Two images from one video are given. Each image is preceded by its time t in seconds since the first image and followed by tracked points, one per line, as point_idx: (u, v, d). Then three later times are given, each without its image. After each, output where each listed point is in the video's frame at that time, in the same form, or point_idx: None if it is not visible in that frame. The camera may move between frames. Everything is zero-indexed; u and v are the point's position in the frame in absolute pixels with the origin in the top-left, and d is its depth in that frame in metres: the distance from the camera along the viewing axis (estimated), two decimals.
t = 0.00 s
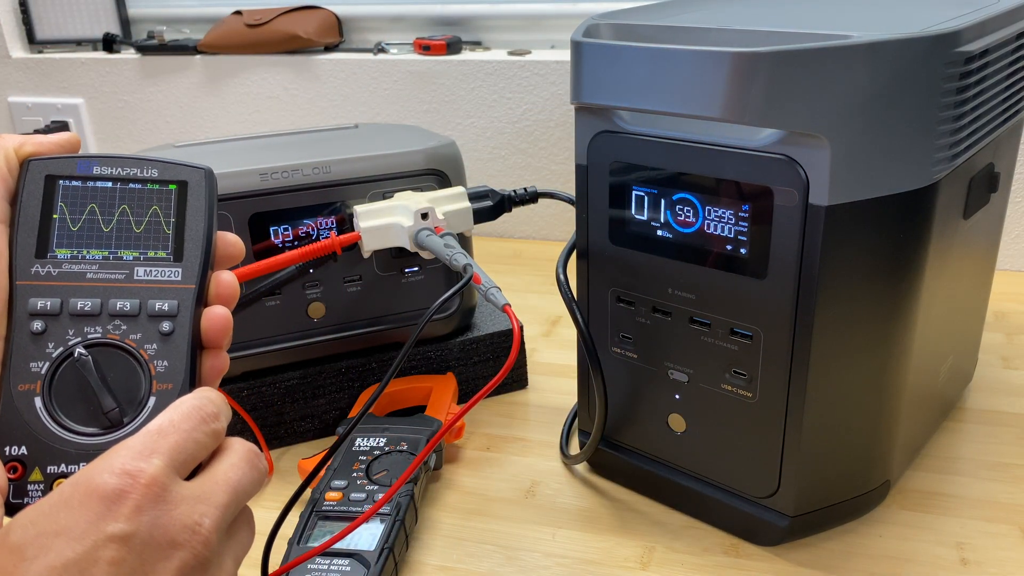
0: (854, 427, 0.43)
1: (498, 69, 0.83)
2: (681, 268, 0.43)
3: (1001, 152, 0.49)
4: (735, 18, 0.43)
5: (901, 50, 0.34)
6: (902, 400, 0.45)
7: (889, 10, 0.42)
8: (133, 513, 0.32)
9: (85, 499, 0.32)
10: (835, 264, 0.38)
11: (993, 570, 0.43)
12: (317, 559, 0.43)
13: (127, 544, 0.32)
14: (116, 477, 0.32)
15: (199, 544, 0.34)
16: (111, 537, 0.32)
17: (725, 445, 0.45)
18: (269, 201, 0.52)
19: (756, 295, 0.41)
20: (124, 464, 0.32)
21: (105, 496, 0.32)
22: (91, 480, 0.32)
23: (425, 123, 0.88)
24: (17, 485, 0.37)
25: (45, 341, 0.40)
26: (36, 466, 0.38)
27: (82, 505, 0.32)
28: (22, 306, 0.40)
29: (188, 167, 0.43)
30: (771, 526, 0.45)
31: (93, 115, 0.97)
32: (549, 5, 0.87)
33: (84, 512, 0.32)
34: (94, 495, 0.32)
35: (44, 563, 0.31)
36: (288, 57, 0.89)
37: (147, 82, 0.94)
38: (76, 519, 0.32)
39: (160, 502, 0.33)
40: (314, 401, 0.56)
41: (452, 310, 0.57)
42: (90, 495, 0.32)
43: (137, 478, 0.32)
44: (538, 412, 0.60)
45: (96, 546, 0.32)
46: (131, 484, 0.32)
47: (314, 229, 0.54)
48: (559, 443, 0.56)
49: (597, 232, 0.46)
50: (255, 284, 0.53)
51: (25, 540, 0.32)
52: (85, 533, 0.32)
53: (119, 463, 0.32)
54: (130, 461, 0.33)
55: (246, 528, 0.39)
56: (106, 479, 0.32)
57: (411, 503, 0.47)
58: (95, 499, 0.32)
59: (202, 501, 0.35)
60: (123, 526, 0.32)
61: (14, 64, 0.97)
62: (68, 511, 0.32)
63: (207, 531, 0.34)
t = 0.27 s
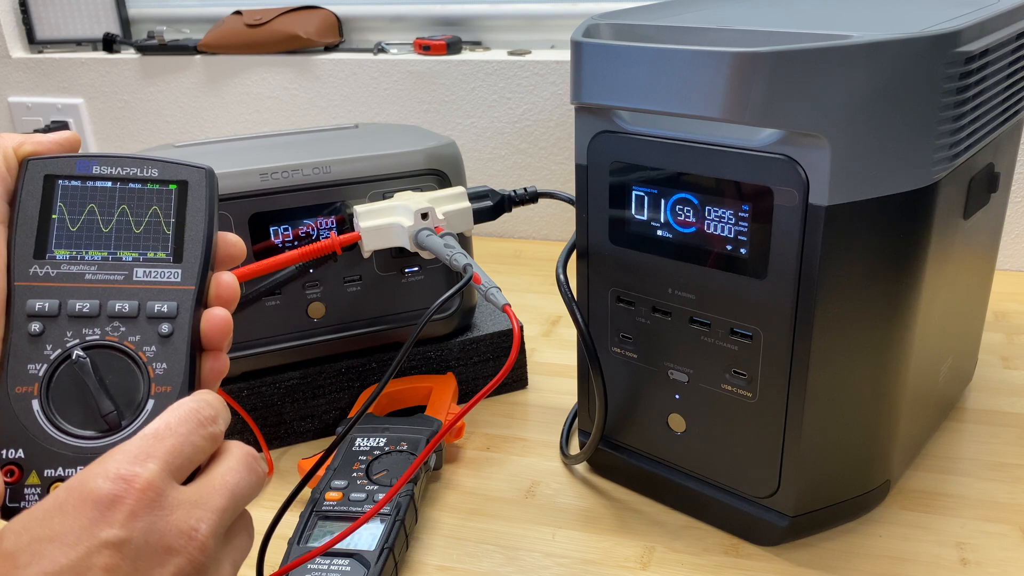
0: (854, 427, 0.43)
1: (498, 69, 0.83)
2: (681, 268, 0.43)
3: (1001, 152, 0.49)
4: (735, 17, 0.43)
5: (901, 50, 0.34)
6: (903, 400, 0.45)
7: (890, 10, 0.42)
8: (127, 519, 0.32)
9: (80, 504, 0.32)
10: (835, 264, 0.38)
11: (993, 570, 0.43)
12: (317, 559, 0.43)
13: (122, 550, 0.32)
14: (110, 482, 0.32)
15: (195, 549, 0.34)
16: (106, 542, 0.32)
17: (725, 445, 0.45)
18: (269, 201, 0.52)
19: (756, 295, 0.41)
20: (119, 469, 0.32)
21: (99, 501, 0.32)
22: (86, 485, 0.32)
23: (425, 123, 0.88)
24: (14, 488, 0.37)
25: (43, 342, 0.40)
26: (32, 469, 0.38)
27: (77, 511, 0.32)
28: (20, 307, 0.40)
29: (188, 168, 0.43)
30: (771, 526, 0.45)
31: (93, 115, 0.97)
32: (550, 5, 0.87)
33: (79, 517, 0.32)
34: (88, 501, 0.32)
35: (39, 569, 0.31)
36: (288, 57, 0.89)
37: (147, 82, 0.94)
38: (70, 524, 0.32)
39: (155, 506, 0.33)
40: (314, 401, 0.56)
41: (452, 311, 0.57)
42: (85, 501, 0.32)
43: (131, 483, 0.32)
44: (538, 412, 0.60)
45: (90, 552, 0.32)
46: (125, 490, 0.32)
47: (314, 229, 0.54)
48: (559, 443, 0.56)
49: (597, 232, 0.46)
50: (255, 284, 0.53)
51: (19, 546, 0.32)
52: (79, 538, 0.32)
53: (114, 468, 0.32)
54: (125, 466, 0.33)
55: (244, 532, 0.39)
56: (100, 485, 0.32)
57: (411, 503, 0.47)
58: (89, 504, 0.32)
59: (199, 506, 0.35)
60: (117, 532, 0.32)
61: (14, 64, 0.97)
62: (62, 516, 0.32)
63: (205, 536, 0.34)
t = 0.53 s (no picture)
0: (855, 426, 0.43)
1: (498, 68, 0.83)
2: (681, 268, 0.43)
3: (1001, 152, 0.49)
4: (735, 18, 0.43)
5: (902, 50, 0.34)
6: (903, 400, 0.45)
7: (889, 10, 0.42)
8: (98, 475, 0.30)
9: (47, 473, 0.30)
10: (835, 262, 0.38)
11: (993, 570, 0.43)
12: (317, 559, 0.43)
13: (99, 507, 0.30)
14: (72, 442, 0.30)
15: (178, 490, 0.32)
16: (79, 501, 0.30)
17: (725, 445, 0.45)
18: (269, 201, 0.52)
19: (756, 296, 0.41)
20: (78, 429, 0.31)
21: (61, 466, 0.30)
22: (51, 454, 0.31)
23: (424, 123, 0.88)
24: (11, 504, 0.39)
25: (54, 361, 0.40)
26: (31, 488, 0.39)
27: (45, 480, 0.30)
28: (33, 324, 0.41)
29: (207, 192, 0.42)
30: (771, 526, 0.45)
31: (93, 115, 0.97)
32: (549, 5, 0.87)
33: (48, 484, 0.30)
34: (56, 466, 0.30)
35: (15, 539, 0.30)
36: (288, 57, 0.89)
37: (148, 82, 0.94)
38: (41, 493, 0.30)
39: (130, 456, 0.31)
40: (314, 401, 0.56)
41: (452, 310, 0.57)
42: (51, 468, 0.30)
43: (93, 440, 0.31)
44: (538, 412, 0.60)
45: (67, 514, 0.30)
46: (87, 450, 0.30)
47: (314, 229, 0.54)
48: (559, 443, 0.56)
49: (597, 232, 0.46)
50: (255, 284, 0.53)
51: None
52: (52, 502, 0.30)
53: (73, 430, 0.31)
54: (83, 424, 0.31)
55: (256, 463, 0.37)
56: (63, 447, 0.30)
57: (411, 503, 0.47)
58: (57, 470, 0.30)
59: (182, 451, 0.33)
60: (90, 490, 0.30)
61: (15, 64, 0.97)
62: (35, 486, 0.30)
63: (188, 478, 0.32)
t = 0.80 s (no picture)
0: (855, 426, 0.43)
1: (498, 68, 0.83)
2: (682, 268, 0.43)
3: (1001, 152, 0.49)
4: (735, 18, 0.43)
5: (902, 50, 0.34)
6: (903, 400, 0.45)
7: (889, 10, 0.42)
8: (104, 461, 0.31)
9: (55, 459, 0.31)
10: (835, 261, 0.38)
11: (993, 570, 0.43)
12: (317, 559, 0.43)
13: (105, 489, 0.31)
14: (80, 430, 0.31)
15: (183, 478, 0.32)
16: (88, 483, 0.30)
17: (726, 444, 0.45)
18: (269, 201, 0.52)
19: (756, 296, 0.41)
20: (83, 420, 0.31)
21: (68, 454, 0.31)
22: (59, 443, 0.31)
23: (425, 123, 0.88)
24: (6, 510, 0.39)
25: (57, 371, 0.40)
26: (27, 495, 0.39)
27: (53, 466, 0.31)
28: (38, 331, 0.41)
29: (220, 202, 0.42)
30: (771, 526, 0.45)
31: (93, 115, 0.97)
32: (549, 5, 0.87)
33: (56, 471, 0.30)
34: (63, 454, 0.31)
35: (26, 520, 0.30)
36: (288, 57, 0.89)
37: (148, 82, 0.94)
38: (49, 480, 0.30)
39: (135, 443, 0.31)
40: (314, 401, 0.56)
41: (452, 310, 0.57)
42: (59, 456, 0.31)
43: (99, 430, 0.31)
44: (538, 412, 0.60)
45: (74, 498, 0.30)
46: (93, 438, 0.31)
47: (314, 229, 0.54)
48: (559, 443, 0.56)
49: (597, 232, 0.46)
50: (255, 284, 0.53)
51: (5, 508, 0.31)
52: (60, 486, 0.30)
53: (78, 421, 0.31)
54: (85, 416, 0.31)
55: (261, 462, 0.37)
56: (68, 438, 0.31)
57: (411, 503, 0.47)
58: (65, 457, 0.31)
59: (184, 442, 0.33)
60: (97, 474, 0.31)
61: (14, 64, 0.97)
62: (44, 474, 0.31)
63: (193, 465, 0.33)
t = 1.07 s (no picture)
0: (855, 426, 0.43)
1: (498, 68, 0.83)
2: (681, 268, 0.43)
3: (1001, 152, 0.49)
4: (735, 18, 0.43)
5: (902, 50, 0.34)
6: (903, 400, 0.45)
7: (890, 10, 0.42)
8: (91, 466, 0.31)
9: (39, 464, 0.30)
10: (835, 261, 0.38)
11: (994, 570, 0.43)
12: (317, 559, 0.43)
13: (92, 493, 0.31)
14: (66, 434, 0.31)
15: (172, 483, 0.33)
16: (73, 488, 0.30)
17: (726, 444, 0.45)
18: (269, 201, 0.52)
19: (756, 296, 0.41)
20: (70, 425, 0.31)
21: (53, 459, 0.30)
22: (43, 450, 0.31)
23: (425, 123, 0.88)
24: None
25: (42, 382, 0.40)
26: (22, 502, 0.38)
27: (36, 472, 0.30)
28: (24, 341, 0.41)
29: (211, 213, 0.42)
30: (771, 526, 0.45)
31: (93, 115, 0.97)
32: (549, 5, 0.87)
33: (40, 476, 0.30)
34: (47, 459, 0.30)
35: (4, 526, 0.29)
36: (288, 57, 0.89)
37: (148, 82, 0.94)
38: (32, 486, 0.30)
39: (123, 447, 0.32)
40: (314, 401, 0.56)
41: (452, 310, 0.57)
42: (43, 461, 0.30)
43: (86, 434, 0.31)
44: (538, 412, 0.60)
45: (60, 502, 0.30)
46: (80, 442, 0.31)
47: (314, 229, 0.54)
48: (559, 443, 0.56)
49: (597, 232, 0.46)
50: (255, 284, 0.53)
51: None
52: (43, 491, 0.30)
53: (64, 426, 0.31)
54: (72, 422, 0.31)
55: (245, 472, 0.38)
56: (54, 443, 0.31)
57: (411, 503, 0.47)
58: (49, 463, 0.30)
59: (172, 448, 0.33)
60: (84, 479, 0.30)
61: (14, 64, 0.97)
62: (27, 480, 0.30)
63: (182, 470, 0.33)
